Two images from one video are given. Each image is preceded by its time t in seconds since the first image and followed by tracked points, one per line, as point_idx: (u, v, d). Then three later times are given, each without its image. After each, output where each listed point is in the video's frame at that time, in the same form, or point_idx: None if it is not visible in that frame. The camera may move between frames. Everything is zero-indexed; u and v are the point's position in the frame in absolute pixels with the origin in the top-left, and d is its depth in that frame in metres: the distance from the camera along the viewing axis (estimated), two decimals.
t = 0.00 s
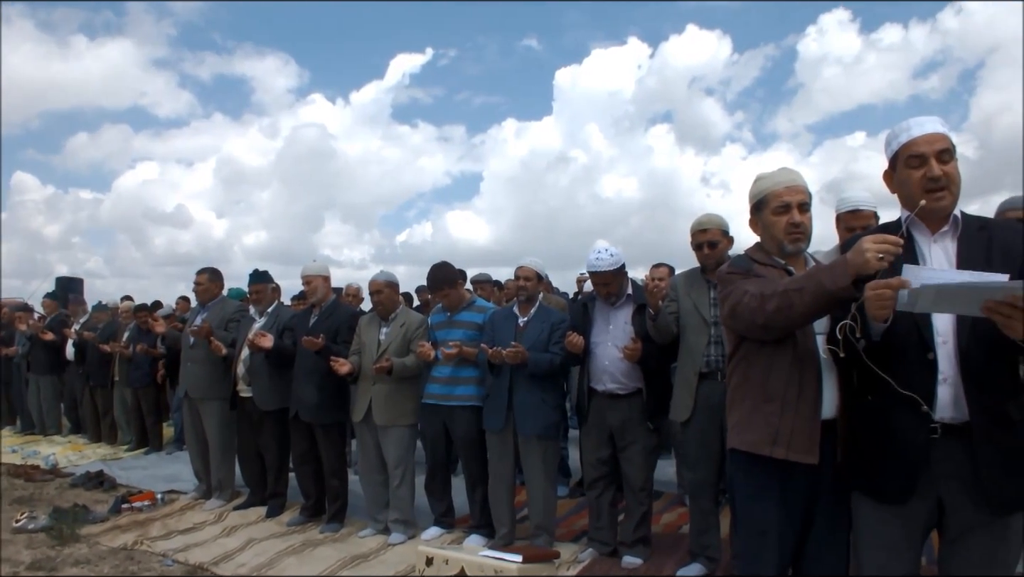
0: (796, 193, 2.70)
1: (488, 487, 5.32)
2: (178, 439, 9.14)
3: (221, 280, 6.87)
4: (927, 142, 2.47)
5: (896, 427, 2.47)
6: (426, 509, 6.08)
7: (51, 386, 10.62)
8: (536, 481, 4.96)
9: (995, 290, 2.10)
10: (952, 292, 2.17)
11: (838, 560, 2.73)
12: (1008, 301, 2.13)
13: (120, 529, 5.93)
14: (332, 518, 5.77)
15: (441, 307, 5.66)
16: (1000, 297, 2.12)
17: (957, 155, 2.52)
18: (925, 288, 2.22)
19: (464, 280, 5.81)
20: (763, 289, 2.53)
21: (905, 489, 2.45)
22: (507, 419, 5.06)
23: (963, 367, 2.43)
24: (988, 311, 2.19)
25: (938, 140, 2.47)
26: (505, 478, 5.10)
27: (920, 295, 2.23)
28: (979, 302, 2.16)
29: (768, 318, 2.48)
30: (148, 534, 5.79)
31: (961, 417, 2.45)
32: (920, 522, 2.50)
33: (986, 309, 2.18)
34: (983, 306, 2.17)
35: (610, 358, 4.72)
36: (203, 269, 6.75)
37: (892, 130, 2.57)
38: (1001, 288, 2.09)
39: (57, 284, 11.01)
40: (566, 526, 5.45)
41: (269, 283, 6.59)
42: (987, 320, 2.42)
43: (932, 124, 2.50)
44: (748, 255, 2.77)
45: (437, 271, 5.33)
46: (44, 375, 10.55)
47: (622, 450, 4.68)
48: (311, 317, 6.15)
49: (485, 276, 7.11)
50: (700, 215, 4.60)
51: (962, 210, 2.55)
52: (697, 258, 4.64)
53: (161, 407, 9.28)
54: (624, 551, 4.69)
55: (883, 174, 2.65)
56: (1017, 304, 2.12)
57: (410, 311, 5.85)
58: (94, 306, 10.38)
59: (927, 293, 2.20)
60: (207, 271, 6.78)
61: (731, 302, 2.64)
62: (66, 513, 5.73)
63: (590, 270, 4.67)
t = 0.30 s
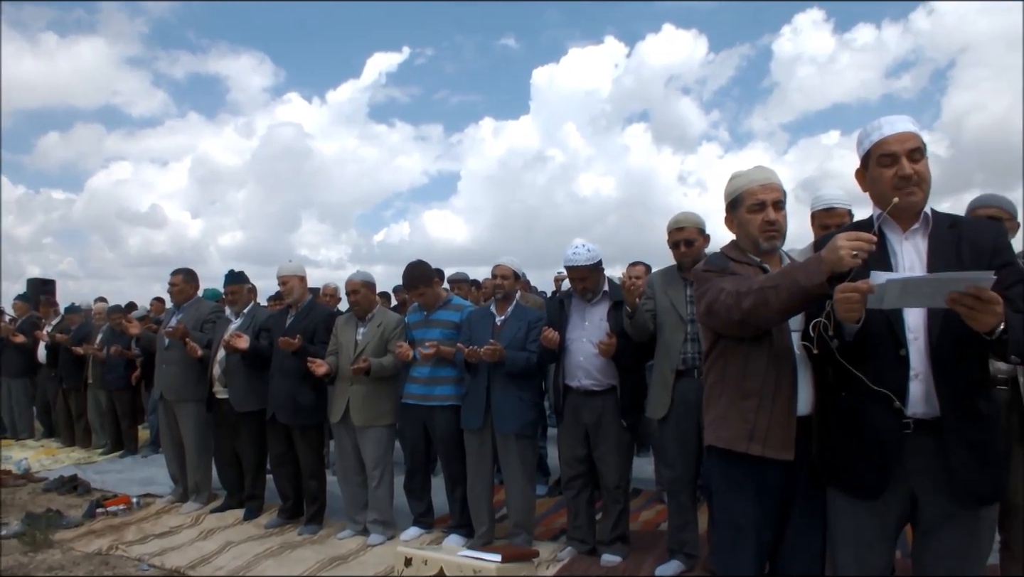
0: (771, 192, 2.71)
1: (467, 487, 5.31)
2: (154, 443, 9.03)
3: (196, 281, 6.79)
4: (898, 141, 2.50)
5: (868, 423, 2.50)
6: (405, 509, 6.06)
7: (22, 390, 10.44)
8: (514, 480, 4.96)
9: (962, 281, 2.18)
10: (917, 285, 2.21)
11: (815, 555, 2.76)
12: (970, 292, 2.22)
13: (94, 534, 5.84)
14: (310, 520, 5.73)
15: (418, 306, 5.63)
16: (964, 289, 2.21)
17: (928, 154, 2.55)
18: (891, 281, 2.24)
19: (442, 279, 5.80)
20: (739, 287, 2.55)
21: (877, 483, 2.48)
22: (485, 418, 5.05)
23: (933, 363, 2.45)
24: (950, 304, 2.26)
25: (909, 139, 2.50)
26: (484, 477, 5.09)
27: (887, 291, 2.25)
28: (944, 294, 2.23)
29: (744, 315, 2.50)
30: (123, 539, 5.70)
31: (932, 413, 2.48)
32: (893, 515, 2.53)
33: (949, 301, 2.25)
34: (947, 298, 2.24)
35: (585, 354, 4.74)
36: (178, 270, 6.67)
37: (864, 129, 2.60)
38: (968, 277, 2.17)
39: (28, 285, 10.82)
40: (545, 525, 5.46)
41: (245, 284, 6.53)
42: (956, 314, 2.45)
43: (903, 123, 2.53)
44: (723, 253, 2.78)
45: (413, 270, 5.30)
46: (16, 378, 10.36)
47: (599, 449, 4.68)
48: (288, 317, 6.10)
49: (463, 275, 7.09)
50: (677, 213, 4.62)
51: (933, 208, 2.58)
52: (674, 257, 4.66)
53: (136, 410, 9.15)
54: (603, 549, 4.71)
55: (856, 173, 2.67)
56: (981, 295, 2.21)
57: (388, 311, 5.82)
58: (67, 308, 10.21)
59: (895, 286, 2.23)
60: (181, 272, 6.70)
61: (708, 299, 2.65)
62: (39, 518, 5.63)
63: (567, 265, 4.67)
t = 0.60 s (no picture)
0: (754, 192, 2.72)
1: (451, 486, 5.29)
2: (135, 442, 8.93)
3: (178, 279, 6.73)
4: (880, 142, 2.51)
5: (851, 423, 2.51)
6: (388, 509, 6.03)
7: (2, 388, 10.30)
8: (498, 479, 4.95)
9: (939, 281, 2.18)
10: (895, 285, 2.21)
11: (798, 554, 2.77)
12: (947, 291, 2.22)
13: (74, 533, 5.77)
14: (293, 519, 5.69)
15: (402, 305, 5.61)
16: (941, 287, 2.21)
17: (909, 155, 2.56)
18: (869, 280, 2.24)
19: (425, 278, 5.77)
20: (723, 287, 2.55)
21: (859, 483, 2.49)
22: (469, 417, 5.04)
23: (914, 363, 2.46)
24: (927, 302, 2.26)
25: (890, 140, 2.51)
26: (468, 476, 5.07)
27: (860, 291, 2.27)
28: (921, 293, 2.23)
29: (728, 315, 2.50)
30: (104, 538, 5.63)
31: (913, 413, 2.49)
32: (875, 515, 2.54)
33: (926, 299, 2.25)
34: (924, 297, 2.24)
35: (567, 352, 4.73)
36: (159, 267, 6.60)
37: (845, 130, 2.61)
38: (945, 277, 2.17)
39: (7, 282, 10.68)
40: (528, 524, 5.45)
41: (228, 282, 6.47)
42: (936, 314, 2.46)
43: (884, 124, 2.54)
44: (707, 253, 2.78)
45: (397, 268, 5.27)
46: None
47: (582, 448, 4.68)
48: (270, 316, 6.05)
49: (446, 274, 7.07)
50: (661, 213, 4.62)
51: (913, 209, 2.59)
52: (657, 257, 4.66)
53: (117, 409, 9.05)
54: (586, 548, 4.70)
55: (838, 174, 2.68)
56: (957, 293, 2.22)
57: (371, 310, 5.79)
58: (47, 306, 10.08)
59: (873, 285, 2.23)
60: (163, 269, 6.63)
61: (692, 299, 2.65)
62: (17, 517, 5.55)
63: (548, 263, 4.68)
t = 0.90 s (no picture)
0: (765, 194, 2.72)
1: (458, 486, 5.30)
2: (143, 439, 8.97)
3: (188, 277, 6.76)
4: (891, 145, 2.51)
5: (861, 426, 2.50)
6: (395, 509, 6.04)
7: (11, 385, 10.36)
8: (506, 480, 4.96)
9: (950, 279, 2.18)
10: (905, 281, 2.20)
11: (806, 557, 2.77)
12: (958, 290, 2.22)
13: (83, 530, 5.80)
14: (301, 518, 5.70)
15: (410, 305, 5.62)
16: (952, 286, 2.20)
17: (920, 158, 2.56)
18: (879, 279, 2.24)
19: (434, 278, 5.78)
20: (734, 289, 2.55)
21: (870, 486, 2.49)
22: (477, 418, 5.05)
23: (925, 368, 2.46)
24: (938, 302, 2.26)
25: (901, 143, 2.51)
26: (475, 476, 5.08)
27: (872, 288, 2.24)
28: (931, 291, 2.22)
29: (739, 318, 2.50)
30: (113, 535, 5.66)
31: (924, 416, 2.48)
32: (885, 519, 2.53)
33: (937, 299, 2.25)
34: (935, 296, 2.23)
35: (575, 353, 4.74)
36: (169, 266, 6.63)
37: (856, 134, 2.61)
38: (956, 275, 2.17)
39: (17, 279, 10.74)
40: (536, 525, 5.45)
41: (237, 281, 6.49)
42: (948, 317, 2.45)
43: (895, 128, 2.54)
44: (718, 255, 2.78)
45: (406, 268, 5.28)
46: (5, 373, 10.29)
47: (590, 450, 4.68)
48: (279, 315, 6.07)
49: (454, 274, 7.08)
50: (669, 215, 4.62)
51: (925, 213, 2.59)
52: (666, 259, 4.66)
53: (125, 407, 9.09)
54: (593, 550, 4.70)
55: (848, 177, 2.68)
56: (968, 293, 2.21)
57: (380, 309, 5.80)
58: (57, 303, 10.14)
59: (883, 282, 2.22)
60: (173, 268, 6.66)
61: (702, 301, 2.65)
62: (27, 514, 5.58)
63: (556, 264, 4.68)
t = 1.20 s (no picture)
0: (784, 195, 2.70)
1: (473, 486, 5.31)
2: (160, 437, 9.06)
3: (206, 276, 6.82)
4: (912, 146, 2.48)
5: (879, 428, 2.48)
6: (410, 508, 6.06)
7: (30, 382, 10.50)
8: (521, 480, 4.96)
9: (964, 280, 2.14)
10: (917, 284, 2.21)
11: (822, 560, 2.75)
12: (972, 291, 2.18)
13: (99, 527, 5.86)
14: (316, 517, 5.73)
15: (427, 304, 5.63)
16: (966, 287, 2.17)
17: (941, 159, 2.53)
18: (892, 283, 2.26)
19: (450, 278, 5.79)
20: (751, 289, 2.53)
21: (888, 489, 2.46)
22: (493, 418, 5.06)
23: (944, 370, 2.43)
24: (953, 303, 2.23)
25: (923, 144, 2.49)
26: (490, 476, 5.08)
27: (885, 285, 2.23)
28: (946, 293, 2.19)
29: (756, 319, 2.48)
30: (129, 532, 5.72)
31: (942, 419, 2.46)
32: (903, 522, 2.51)
33: (952, 299, 2.22)
34: (950, 297, 2.20)
35: (590, 354, 4.73)
36: (188, 265, 6.69)
37: (877, 135, 2.58)
38: (969, 276, 2.13)
39: (36, 277, 10.88)
40: (551, 525, 5.45)
41: (255, 280, 6.54)
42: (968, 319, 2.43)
43: (916, 128, 2.51)
44: (736, 256, 2.77)
45: (423, 268, 5.30)
46: (24, 370, 10.43)
47: (605, 451, 4.67)
48: (296, 314, 6.10)
49: (470, 274, 7.09)
50: (686, 216, 4.61)
51: (946, 214, 2.56)
52: (683, 259, 4.65)
53: (143, 405, 9.18)
54: (608, 551, 4.69)
55: (868, 178, 2.66)
56: (983, 294, 2.18)
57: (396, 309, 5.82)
58: (75, 302, 10.26)
59: (895, 286, 2.25)
60: (191, 267, 6.72)
61: (719, 302, 2.64)
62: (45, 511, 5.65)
63: (572, 264, 4.67)
